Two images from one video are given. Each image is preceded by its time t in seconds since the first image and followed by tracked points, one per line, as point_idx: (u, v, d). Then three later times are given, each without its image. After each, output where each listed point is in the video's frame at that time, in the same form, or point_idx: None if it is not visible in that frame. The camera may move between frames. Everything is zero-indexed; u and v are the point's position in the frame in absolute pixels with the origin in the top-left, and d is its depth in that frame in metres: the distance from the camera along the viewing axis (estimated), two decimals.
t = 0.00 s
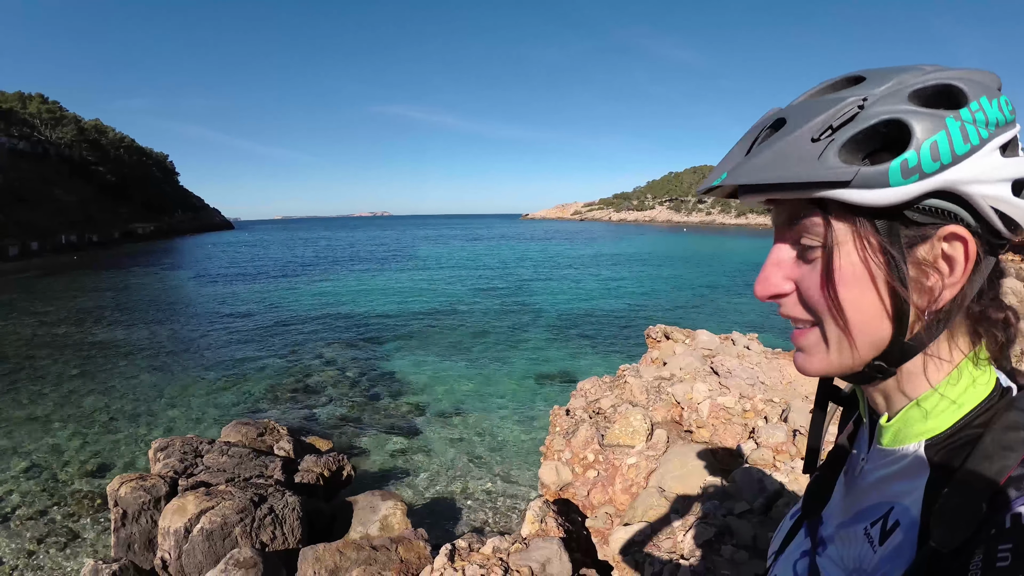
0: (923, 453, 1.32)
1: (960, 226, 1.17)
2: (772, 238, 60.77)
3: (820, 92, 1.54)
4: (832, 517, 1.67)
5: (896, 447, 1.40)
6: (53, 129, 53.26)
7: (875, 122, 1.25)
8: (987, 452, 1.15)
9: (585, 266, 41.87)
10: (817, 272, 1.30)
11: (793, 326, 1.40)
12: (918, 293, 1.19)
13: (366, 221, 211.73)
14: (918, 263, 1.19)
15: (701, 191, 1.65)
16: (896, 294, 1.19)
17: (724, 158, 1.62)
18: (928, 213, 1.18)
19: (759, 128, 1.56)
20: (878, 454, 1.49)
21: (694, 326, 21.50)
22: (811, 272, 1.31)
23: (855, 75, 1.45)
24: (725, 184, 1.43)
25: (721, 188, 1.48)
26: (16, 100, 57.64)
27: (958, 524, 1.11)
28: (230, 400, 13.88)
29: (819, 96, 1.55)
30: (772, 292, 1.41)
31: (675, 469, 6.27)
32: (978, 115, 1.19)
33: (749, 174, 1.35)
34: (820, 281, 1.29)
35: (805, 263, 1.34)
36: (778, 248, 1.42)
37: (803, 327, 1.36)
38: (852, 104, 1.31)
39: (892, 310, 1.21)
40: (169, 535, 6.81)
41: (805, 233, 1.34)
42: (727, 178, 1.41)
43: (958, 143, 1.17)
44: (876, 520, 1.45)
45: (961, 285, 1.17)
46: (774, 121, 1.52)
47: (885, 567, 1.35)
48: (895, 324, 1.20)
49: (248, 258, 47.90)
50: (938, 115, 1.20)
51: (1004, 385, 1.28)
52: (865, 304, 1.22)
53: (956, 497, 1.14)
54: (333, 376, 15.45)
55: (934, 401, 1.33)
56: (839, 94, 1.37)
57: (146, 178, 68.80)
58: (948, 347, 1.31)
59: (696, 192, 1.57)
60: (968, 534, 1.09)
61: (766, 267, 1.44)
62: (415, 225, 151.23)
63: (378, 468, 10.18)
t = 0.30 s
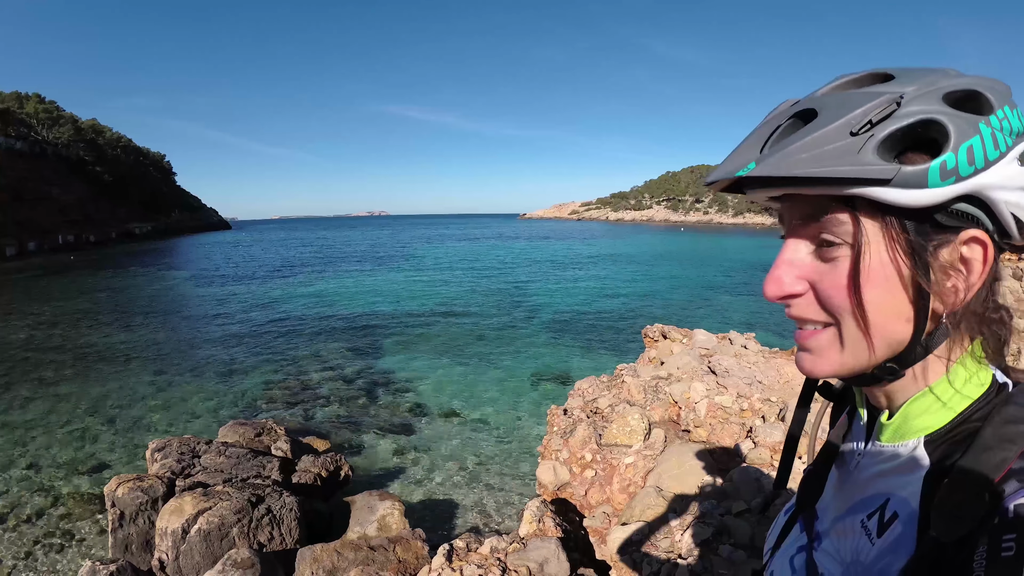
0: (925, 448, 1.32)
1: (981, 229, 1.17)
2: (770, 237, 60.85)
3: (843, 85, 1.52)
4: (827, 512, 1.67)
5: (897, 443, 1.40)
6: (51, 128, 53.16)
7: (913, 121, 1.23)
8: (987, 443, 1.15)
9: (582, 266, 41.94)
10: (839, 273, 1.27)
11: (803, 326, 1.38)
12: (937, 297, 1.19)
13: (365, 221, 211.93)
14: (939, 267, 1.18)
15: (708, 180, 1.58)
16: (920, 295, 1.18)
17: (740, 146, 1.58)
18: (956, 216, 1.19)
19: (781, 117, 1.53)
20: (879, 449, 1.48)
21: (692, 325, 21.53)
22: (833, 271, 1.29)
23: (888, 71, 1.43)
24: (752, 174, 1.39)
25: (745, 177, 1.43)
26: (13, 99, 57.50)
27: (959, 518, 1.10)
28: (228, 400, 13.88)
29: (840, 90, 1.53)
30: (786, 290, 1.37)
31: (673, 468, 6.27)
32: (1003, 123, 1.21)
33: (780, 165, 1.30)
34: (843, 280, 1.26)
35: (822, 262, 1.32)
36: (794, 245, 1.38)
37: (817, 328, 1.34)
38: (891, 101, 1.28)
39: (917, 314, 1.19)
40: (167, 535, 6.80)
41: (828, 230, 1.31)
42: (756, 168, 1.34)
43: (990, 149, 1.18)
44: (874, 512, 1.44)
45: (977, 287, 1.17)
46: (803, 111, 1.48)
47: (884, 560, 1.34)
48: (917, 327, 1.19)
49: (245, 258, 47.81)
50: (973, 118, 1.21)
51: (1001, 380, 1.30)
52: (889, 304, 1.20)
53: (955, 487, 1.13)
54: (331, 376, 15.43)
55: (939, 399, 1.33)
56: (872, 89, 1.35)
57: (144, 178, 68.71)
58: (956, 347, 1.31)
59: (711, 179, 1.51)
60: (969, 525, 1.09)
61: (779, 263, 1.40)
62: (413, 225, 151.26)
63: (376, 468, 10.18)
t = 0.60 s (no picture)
0: (914, 445, 1.33)
1: (972, 232, 1.19)
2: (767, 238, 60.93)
3: (838, 86, 1.52)
4: (817, 509, 1.68)
5: (886, 439, 1.41)
6: (48, 128, 52.94)
7: (908, 125, 1.24)
8: (974, 441, 1.16)
9: (580, 266, 41.99)
10: (833, 273, 1.27)
11: (798, 326, 1.38)
12: (929, 299, 1.19)
13: (364, 221, 211.78)
14: (930, 268, 1.19)
15: (701, 178, 1.56)
16: (913, 297, 1.18)
17: (736, 145, 1.58)
18: (952, 220, 1.19)
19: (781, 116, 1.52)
20: (868, 446, 1.49)
21: (689, 326, 21.56)
22: (827, 272, 1.28)
23: (886, 72, 1.43)
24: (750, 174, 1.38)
25: (741, 177, 1.43)
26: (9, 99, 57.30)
27: (948, 512, 1.10)
28: (225, 401, 13.84)
29: (836, 90, 1.53)
30: (780, 289, 1.36)
31: (671, 468, 6.27)
32: (999, 129, 1.22)
33: (778, 166, 1.29)
34: (838, 281, 1.26)
35: (816, 263, 1.31)
36: (786, 244, 1.38)
37: (812, 329, 1.34)
38: (888, 103, 1.28)
39: (911, 316, 1.20)
40: (165, 536, 6.78)
41: (820, 231, 1.31)
42: (753, 168, 1.34)
43: (987, 154, 1.19)
44: (863, 509, 1.45)
45: (967, 288, 1.18)
46: (800, 110, 1.48)
47: (872, 556, 1.35)
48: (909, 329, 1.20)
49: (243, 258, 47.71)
50: (967, 124, 1.21)
51: (989, 378, 1.31)
52: (883, 306, 1.20)
53: (944, 481, 1.14)
54: (329, 377, 15.41)
55: (929, 397, 1.33)
56: (869, 90, 1.34)
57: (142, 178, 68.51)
58: (948, 346, 1.31)
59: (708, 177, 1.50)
60: (957, 521, 1.09)
61: (772, 261, 1.40)
62: (411, 225, 151.11)
63: (374, 469, 10.17)
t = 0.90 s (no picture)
0: (904, 443, 1.34)
1: (959, 234, 1.18)
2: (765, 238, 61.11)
3: (829, 87, 1.52)
4: (809, 507, 1.68)
5: (877, 437, 1.41)
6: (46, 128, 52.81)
7: (896, 128, 1.24)
8: (964, 439, 1.16)
9: (578, 266, 42.00)
10: (818, 272, 1.28)
11: (787, 325, 1.38)
12: (915, 301, 1.20)
13: (362, 221, 211.83)
14: (916, 269, 1.19)
15: (693, 180, 1.57)
16: (896, 298, 1.19)
17: (726, 146, 1.58)
18: (938, 222, 1.19)
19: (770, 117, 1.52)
20: (858, 444, 1.50)
21: (687, 326, 21.59)
22: (812, 271, 1.29)
23: (874, 73, 1.43)
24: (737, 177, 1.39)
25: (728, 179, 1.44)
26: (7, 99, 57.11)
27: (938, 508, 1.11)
28: (223, 401, 13.83)
29: (827, 91, 1.54)
30: (768, 287, 1.37)
31: (669, 467, 6.28)
32: (988, 130, 1.21)
33: (765, 169, 1.30)
34: (823, 281, 1.27)
35: (802, 262, 1.32)
36: (775, 243, 1.39)
37: (799, 327, 1.34)
38: (875, 106, 1.29)
39: (894, 316, 1.21)
40: (162, 536, 6.76)
41: (808, 232, 1.31)
42: (740, 170, 1.35)
43: (973, 157, 1.19)
44: (855, 507, 1.45)
45: (955, 290, 1.18)
46: (788, 112, 1.49)
47: (864, 553, 1.35)
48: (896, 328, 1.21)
49: (241, 258, 47.59)
50: (955, 125, 1.21)
51: (980, 376, 1.31)
52: (866, 307, 1.21)
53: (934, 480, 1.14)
54: (327, 377, 15.39)
55: (918, 396, 1.34)
56: (856, 93, 1.35)
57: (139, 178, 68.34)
58: (933, 345, 1.32)
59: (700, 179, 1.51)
60: (948, 518, 1.09)
61: (762, 260, 1.40)
62: (410, 225, 151.09)
63: (372, 468, 10.17)
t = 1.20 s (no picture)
0: (888, 436, 1.34)
1: (938, 246, 1.16)
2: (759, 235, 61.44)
3: (817, 86, 1.50)
4: (799, 500, 1.68)
5: (861, 430, 1.42)
6: (38, 126, 52.46)
7: (870, 138, 1.23)
8: (947, 431, 1.16)
9: (573, 264, 42.02)
10: (788, 269, 1.32)
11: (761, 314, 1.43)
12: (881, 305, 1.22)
13: (358, 220, 211.47)
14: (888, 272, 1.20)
15: (680, 172, 1.61)
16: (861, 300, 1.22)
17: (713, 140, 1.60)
18: (914, 235, 1.18)
19: (755, 114, 1.52)
20: (844, 437, 1.50)
21: (682, 323, 21.69)
22: (783, 267, 1.33)
23: (861, 74, 1.41)
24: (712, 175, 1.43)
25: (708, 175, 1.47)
26: None
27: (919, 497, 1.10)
28: (218, 400, 13.78)
29: (816, 90, 1.52)
30: (747, 278, 1.41)
31: (663, 465, 6.29)
32: (975, 144, 1.15)
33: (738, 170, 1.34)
34: (789, 277, 1.31)
35: (775, 258, 1.36)
36: (751, 238, 1.43)
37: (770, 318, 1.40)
38: (850, 113, 1.28)
39: (855, 318, 1.25)
40: (157, 536, 6.75)
41: (782, 231, 1.34)
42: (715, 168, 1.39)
43: (949, 173, 1.15)
44: (842, 500, 1.45)
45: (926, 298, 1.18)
46: (771, 112, 1.49)
47: (851, 545, 1.35)
48: (857, 329, 1.25)
49: (235, 257, 47.37)
50: (934, 138, 1.18)
51: (964, 371, 1.30)
52: (828, 304, 1.26)
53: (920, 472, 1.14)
54: (322, 376, 15.37)
55: (897, 392, 1.35)
56: (835, 98, 1.34)
57: (133, 177, 67.87)
58: (913, 344, 1.32)
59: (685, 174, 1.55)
60: (934, 508, 1.09)
61: (742, 254, 1.44)
62: (406, 224, 150.96)
63: (367, 467, 10.16)
